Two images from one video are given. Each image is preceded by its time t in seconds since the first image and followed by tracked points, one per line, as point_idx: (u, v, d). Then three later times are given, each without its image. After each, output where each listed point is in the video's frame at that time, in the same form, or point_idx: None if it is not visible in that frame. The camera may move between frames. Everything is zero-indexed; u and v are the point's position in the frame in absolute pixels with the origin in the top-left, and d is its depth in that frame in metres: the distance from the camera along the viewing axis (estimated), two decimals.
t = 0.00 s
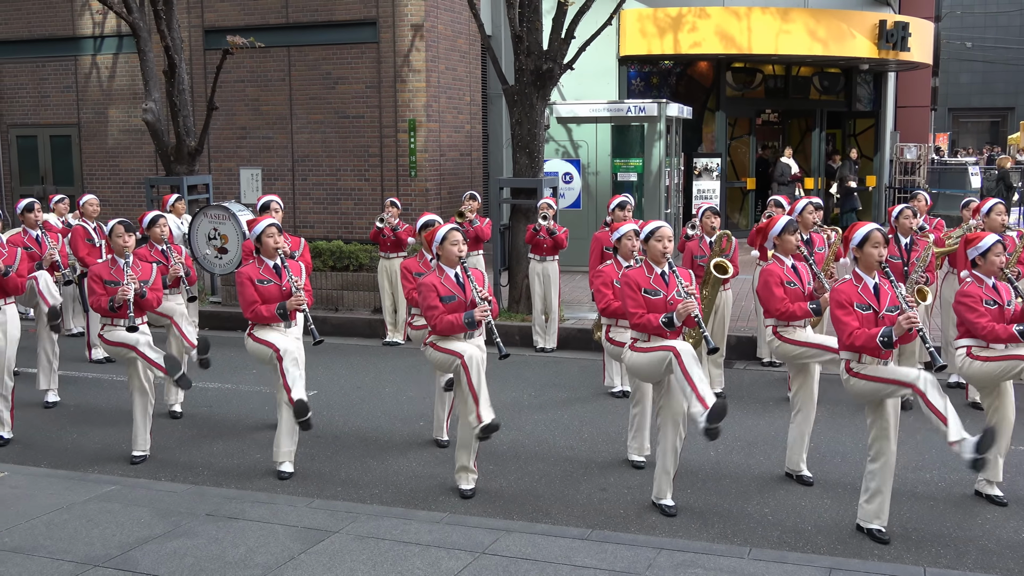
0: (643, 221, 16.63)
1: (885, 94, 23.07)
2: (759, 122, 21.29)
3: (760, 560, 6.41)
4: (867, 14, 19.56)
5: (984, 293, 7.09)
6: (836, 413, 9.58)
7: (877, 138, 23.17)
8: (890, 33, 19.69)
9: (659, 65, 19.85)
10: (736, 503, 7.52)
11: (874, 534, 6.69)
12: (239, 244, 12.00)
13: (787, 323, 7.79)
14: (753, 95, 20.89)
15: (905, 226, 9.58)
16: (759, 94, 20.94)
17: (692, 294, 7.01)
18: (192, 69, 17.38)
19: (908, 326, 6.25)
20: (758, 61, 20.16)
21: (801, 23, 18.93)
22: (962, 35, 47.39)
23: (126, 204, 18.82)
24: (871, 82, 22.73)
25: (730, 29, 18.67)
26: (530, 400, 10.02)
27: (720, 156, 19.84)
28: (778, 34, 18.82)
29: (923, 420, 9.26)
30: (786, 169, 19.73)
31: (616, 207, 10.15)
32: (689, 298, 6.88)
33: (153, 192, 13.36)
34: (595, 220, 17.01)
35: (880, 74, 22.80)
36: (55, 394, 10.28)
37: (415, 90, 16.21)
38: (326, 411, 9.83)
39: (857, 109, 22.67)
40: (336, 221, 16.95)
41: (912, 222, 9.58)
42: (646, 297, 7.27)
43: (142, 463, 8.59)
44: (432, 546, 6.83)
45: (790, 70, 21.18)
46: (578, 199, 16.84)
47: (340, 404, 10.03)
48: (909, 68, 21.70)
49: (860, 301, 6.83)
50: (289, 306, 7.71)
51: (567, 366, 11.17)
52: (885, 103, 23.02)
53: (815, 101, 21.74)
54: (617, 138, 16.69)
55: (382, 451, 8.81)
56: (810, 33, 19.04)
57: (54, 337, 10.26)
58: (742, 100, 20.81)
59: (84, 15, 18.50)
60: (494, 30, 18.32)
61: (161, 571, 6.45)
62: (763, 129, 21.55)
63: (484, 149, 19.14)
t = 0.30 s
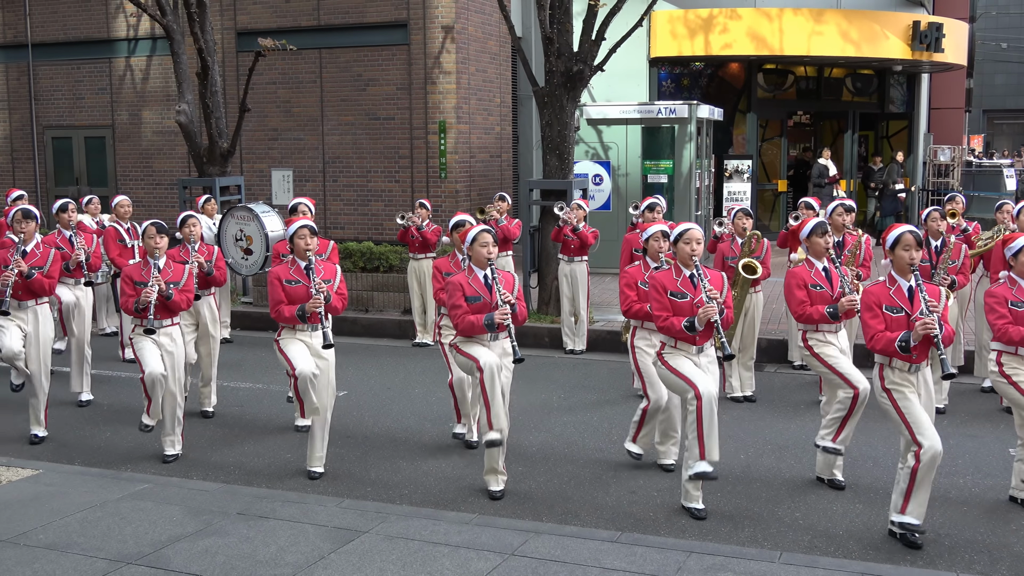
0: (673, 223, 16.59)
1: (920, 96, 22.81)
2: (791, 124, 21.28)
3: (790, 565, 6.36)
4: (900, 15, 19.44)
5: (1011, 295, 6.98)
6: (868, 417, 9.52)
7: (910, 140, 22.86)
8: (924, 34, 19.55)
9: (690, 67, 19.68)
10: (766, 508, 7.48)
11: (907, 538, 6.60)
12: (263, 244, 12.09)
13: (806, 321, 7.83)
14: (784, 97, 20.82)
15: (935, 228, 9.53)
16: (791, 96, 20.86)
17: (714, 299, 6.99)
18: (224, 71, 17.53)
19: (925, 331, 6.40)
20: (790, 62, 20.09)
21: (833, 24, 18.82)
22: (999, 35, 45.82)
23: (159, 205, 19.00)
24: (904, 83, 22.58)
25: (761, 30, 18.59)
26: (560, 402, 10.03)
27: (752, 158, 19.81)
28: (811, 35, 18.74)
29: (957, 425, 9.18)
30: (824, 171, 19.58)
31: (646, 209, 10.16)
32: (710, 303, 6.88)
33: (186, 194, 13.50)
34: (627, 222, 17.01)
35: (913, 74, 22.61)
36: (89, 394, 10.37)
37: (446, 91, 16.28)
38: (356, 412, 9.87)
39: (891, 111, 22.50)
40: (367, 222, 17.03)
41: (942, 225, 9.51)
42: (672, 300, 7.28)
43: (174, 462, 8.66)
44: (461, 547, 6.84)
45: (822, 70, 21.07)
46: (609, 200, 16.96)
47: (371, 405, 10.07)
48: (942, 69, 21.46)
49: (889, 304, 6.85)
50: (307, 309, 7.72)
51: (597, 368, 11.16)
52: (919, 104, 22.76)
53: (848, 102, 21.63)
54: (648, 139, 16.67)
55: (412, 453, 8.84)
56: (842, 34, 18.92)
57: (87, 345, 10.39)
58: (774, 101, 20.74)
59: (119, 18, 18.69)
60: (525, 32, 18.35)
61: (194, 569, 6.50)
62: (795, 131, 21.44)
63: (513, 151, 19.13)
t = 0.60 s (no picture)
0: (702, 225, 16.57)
1: (950, 99, 22.73)
2: (821, 125, 21.17)
3: (820, 569, 6.31)
4: (932, 15, 19.26)
5: None
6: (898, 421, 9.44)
7: (941, 141, 22.79)
8: (956, 35, 19.39)
9: (720, 68, 19.63)
10: (795, 512, 7.43)
11: (935, 544, 6.57)
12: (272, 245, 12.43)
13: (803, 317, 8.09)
14: (814, 98, 20.72)
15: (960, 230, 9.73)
16: (821, 97, 20.77)
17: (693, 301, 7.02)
18: (255, 73, 17.65)
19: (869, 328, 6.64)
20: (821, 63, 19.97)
21: (865, 25, 18.71)
22: None
23: (189, 207, 19.14)
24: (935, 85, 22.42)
25: (791, 31, 18.48)
26: (586, 404, 10.02)
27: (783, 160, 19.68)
28: (841, 36, 18.61)
29: (989, 431, 9.08)
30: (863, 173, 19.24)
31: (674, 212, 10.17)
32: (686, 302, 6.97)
33: (215, 195, 13.60)
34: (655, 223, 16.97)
35: (944, 77, 22.49)
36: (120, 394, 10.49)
37: (474, 93, 16.34)
38: (383, 413, 9.90)
39: (922, 113, 22.40)
40: (395, 224, 17.09)
41: (969, 227, 9.72)
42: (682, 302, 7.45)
43: (203, 462, 8.73)
44: (488, 549, 6.84)
45: (852, 72, 20.97)
46: (636, 203, 16.91)
47: (398, 406, 10.11)
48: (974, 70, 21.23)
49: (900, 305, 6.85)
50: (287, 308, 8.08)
51: (624, 370, 11.14)
52: (949, 106, 22.64)
53: (878, 103, 21.51)
54: (676, 141, 16.63)
55: (439, 454, 8.86)
56: (873, 35, 18.79)
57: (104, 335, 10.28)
58: (803, 103, 20.63)
59: (150, 21, 18.86)
60: (553, 34, 18.37)
61: (223, 569, 6.54)
62: (825, 133, 21.32)
63: (541, 153, 19.14)
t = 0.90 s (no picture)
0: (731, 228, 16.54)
1: (983, 100, 22.38)
2: (850, 127, 21.07)
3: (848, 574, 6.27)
4: (963, 17, 19.12)
5: None
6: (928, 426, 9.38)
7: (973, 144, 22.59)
8: (988, 36, 19.20)
9: (748, 70, 19.59)
10: (823, 516, 7.39)
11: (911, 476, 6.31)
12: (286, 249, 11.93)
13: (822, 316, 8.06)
14: (844, 100, 20.60)
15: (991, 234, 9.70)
16: (850, 100, 20.66)
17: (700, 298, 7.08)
18: (284, 76, 17.75)
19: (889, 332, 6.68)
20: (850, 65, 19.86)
21: (895, 27, 18.60)
22: None
23: (218, 208, 19.28)
24: (967, 87, 22.18)
25: (821, 33, 18.38)
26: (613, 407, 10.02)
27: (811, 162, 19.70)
28: (871, 38, 18.49)
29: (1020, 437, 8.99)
30: (899, 173, 19.09)
31: (702, 213, 10.34)
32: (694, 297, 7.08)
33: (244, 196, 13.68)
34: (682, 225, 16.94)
35: (976, 78, 22.23)
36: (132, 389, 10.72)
37: (502, 95, 16.34)
38: (410, 415, 9.93)
39: (953, 115, 22.19)
40: (422, 226, 17.15)
41: (999, 231, 9.69)
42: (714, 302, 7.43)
43: (231, 462, 8.79)
44: (515, 550, 6.84)
45: (882, 74, 20.84)
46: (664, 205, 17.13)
47: (425, 408, 10.14)
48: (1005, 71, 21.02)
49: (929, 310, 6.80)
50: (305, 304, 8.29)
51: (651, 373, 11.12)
52: (982, 108, 22.36)
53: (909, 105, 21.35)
54: (704, 143, 16.61)
55: (465, 455, 8.88)
56: (904, 36, 18.68)
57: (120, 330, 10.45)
58: (834, 105, 20.50)
59: (181, 23, 19.01)
60: (581, 36, 18.37)
61: (252, 568, 6.57)
62: (854, 135, 21.20)
63: (569, 155, 19.14)
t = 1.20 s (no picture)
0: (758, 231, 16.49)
1: (1014, 103, 22.13)
2: (879, 130, 20.94)
3: None
4: (994, 18, 18.96)
5: None
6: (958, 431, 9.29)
7: (1004, 146, 22.21)
8: (1019, 37, 19.01)
9: (776, 72, 19.56)
10: (851, 521, 7.34)
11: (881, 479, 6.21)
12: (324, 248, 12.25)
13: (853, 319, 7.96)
14: (873, 102, 20.46)
15: None
16: (880, 101, 20.52)
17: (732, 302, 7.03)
18: (311, 77, 17.83)
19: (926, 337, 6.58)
20: (879, 67, 19.74)
21: (925, 29, 18.46)
22: None
23: (246, 209, 19.39)
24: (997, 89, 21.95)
25: (849, 35, 18.29)
26: (639, 410, 9.99)
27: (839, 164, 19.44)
28: (901, 40, 18.37)
29: None
30: (929, 176, 18.94)
31: (729, 216, 10.26)
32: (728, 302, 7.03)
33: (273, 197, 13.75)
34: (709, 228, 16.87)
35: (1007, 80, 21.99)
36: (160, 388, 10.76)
37: (528, 97, 16.34)
38: (436, 417, 9.94)
39: (984, 117, 21.90)
40: (448, 227, 17.19)
41: None
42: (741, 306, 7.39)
43: (257, 462, 8.83)
44: (540, 553, 6.82)
45: (912, 76, 20.70)
46: (690, 207, 16.97)
47: (450, 410, 10.15)
48: None
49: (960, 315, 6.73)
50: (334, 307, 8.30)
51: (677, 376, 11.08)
52: (1013, 110, 22.12)
53: (939, 108, 21.16)
54: (731, 145, 16.56)
55: (491, 457, 8.88)
56: (934, 38, 18.54)
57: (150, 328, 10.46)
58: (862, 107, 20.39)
59: (210, 26, 19.14)
60: (608, 38, 18.36)
61: (279, 568, 6.59)
62: (883, 137, 21.06)
63: (595, 157, 19.13)
